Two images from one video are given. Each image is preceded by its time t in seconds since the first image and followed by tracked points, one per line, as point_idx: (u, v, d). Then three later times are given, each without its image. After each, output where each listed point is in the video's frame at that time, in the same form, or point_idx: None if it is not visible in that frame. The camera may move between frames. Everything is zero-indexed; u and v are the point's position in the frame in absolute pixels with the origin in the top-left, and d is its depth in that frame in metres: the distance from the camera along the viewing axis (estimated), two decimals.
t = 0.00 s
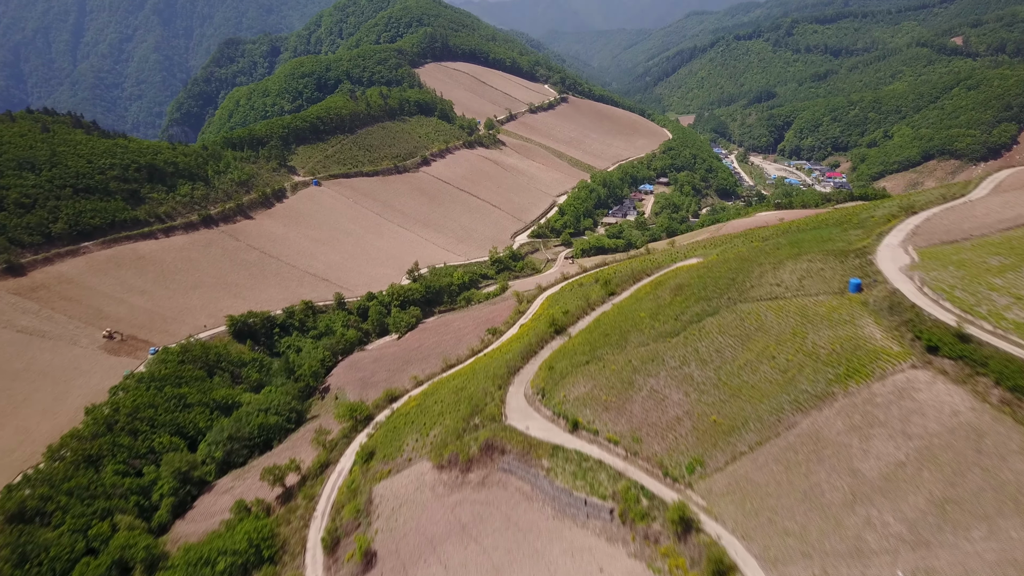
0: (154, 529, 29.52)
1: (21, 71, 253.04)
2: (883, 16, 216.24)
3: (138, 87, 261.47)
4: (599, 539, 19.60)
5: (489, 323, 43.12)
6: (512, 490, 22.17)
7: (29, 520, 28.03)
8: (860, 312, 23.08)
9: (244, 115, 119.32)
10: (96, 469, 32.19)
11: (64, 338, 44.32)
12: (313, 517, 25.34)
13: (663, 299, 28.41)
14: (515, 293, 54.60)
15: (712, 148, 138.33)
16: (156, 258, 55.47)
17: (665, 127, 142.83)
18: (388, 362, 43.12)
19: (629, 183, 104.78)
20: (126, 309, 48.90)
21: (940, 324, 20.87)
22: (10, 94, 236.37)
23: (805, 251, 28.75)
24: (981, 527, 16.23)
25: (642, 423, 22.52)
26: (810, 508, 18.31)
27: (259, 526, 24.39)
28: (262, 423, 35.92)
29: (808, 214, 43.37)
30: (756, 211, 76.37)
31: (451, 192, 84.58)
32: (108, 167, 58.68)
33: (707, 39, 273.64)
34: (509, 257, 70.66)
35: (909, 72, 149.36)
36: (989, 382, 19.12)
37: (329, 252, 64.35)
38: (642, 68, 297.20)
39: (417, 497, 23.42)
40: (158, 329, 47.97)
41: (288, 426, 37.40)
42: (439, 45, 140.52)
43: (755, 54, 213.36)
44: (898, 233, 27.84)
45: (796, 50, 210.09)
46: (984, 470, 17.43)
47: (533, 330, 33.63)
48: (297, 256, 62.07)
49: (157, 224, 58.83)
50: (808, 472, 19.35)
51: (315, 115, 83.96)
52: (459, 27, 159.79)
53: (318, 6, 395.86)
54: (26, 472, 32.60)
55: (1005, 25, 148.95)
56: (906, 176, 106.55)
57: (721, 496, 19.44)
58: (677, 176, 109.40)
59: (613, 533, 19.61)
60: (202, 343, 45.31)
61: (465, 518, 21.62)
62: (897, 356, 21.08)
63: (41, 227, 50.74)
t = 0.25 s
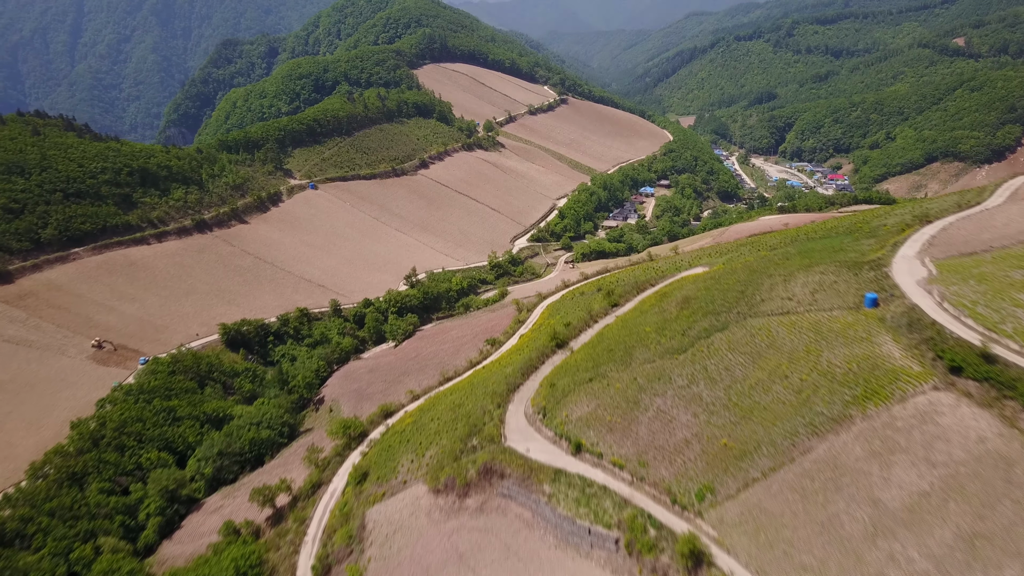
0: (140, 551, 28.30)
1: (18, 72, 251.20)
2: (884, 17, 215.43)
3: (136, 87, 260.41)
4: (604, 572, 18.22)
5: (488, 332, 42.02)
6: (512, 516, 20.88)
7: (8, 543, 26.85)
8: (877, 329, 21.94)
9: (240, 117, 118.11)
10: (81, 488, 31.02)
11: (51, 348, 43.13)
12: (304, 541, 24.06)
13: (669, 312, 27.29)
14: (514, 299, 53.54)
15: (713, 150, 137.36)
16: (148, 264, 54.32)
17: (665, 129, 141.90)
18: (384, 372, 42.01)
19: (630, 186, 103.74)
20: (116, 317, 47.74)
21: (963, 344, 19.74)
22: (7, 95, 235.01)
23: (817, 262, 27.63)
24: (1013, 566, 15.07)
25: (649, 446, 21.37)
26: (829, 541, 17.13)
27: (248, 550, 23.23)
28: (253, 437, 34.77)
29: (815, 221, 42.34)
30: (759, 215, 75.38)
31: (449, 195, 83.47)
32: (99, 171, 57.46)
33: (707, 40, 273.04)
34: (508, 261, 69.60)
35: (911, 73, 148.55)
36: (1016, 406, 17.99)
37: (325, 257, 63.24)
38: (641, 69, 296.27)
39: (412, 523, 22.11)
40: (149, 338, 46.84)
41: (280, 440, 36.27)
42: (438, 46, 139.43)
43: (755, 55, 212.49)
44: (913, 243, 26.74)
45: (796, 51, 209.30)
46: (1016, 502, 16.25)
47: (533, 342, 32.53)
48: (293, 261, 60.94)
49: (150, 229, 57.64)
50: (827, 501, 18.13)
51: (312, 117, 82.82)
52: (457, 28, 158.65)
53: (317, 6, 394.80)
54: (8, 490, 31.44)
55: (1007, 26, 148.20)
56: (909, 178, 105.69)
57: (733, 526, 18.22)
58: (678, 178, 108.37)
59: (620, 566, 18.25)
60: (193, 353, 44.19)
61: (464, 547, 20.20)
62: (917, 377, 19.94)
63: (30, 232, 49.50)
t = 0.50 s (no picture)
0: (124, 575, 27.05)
1: (17, 73, 249.78)
2: (885, 18, 214.47)
3: (134, 88, 259.48)
4: None
5: (487, 342, 40.90)
6: (512, 545, 19.16)
7: None
8: (896, 348, 20.83)
9: (238, 119, 117.06)
10: (64, 507, 29.79)
11: (39, 358, 42.00)
12: (294, 569, 22.78)
13: (676, 328, 26.21)
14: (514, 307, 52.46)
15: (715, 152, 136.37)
16: (140, 271, 53.17)
17: (666, 131, 140.86)
18: (380, 383, 40.87)
19: (631, 188, 102.64)
20: (106, 326, 46.60)
21: (990, 365, 18.55)
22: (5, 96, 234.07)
23: (829, 274, 26.57)
24: None
25: (656, 471, 20.13)
26: None
27: None
28: (244, 453, 33.61)
29: (823, 228, 41.36)
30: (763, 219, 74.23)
31: (448, 199, 82.40)
32: (91, 175, 56.31)
33: (708, 41, 272.27)
34: (508, 266, 68.49)
35: (914, 74, 147.57)
36: None
37: (321, 263, 62.14)
38: (642, 70, 295.53)
39: (406, 552, 20.45)
40: (139, 347, 45.69)
41: (273, 455, 35.11)
42: (437, 47, 138.43)
43: (757, 56, 211.58)
44: (930, 255, 25.66)
45: (797, 52, 208.37)
46: None
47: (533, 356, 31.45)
48: (288, 267, 59.84)
49: (142, 235, 56.49)
50: (848, 534, 16.61)
51: (309, 119, 81.76)
52: (457, 29, 157.64)
53: (316, 7, 394.08)
54: None
55: (1010, 27, 147.21)
56: (912, 181, 104.64)
57: (747, 561, 16.74)
58: (680, 181, 107.31)
59: None
60: (185, 363, 43.11)
61: None
62: (941, 401, 18.73)
63: (19, 239, 48.37)
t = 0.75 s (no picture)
0: None
1: (14, 72, 247.77)
2: (886, 18, 213.52)
3: (132, 88, 258.06)
4: None
5: (486, 351, 39.78)
6: None
7: None
8: (915, 368, 19.73)
9: (234, 119, 115.88)
10: (47, 526, 28.64)
11: (25, 368, 40.88)
12: None
13: (682, 342, 25.14)
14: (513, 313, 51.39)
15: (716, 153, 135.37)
16: (132, 276, 52.04)
17: (667, 132, 139.86)
18: (376, 394, 39.83)
19: (631, 190, 101.56)
20: (95, 333, 45.48)
21: (1017, 388, 17.42)
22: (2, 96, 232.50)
23: (841, 286, 25.55)
24: None
25: (663, 498, 18.91)
26: None
27: None
28: (234, 468, 32.58)
29: (830, 235, 40.50)
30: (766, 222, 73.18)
31: (446, 201, 81.33)
32: (82, 178, 55.15)
33: (707, 41, 271.39)
34: (507, 270, 67.41)
35: (916, 75, 146.59)
36: None
37: (317, 267, 61.00)
38: (642, 70, 294.61)
39: None
40: (129, 355, 44.57)
41: (264, 470, 34.08)
42: (436, 47, 137.32)
43: (757, 57, 210.56)
44: (946, 267, 24.64)
45: (798, 53, 207.38)
46: None
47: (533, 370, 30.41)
48: (284, 272, 58.74)
49: (134, 239, 55.36)
50: (870, 570, 15.13)
51: (305, 120, 80.66)
52: (456, 28, 156.48)
53: (315, 6, 392.61)
54: None
55: (1013, 28, 146.29)
56: (915, 183, 103.68)
57: None
58: (681, 183, 106.27)
59: None
60: (176, 372, 42.06)
61: None
62: (965, 426, 17.50)
63: (6, 243, 47.21)
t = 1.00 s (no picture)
0: None
1: (11, 72, 246.19)
2: (887, 19, 212.64)
3: (131, 88, 256.85)
4: None
5: (484, 361, 38.72)
6: None
7: None
8: (936, 390, 18.58)
9: (231, 121, 114.74)
10: (28, 547, 27.42)
11: (10, 378, 39.74)
12: None
13: (688, 359, 24.02)
14: (512, 320, 50.31)
15: (716, 155, 134.42)
16: (122, 282, 50.93)
17: (667, 133, 138.89)
18: (371, 405, 38.73)
19: (631, 193, 100.51)
20: (84, 342, 44.36)
21: None
22: None
23: (854, 299, 24.50)
24: None
25: (668, 527, 17.59)
26: None
27: None
28: (223, 484, 31.47)
29: (836, 243, 39.60)
30: (769, 226, 72.14)
31: (445, 204, 80.26)
32: (72, 182, 54.00)
33: (708, 42, 270.53)
34: (506, 274, 66.35)
35: (918, 76, 145.66)
36: None
37: (312, 272, 59.91)
38: (642, 71, 293.80)
39: None
40: (118, 364, 43.42)
41: (254, 485, 32.94)
42: (434, 48, 136.23)
43: (758, 58, 209.63)
44: (964, 280, 23.60)
45: (799, 53, 206.49)
46: None
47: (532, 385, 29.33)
48: (278, 278, 57.65)
49: (125, 244, 54.22)
50: None
51: (302, 122, 79.62)
52: (455, 29, 155.43)
53: (314, 6, 391.34)
54: None
55: (1015, 29, 145.39)
56: (918, 186, 102.70)
57: None
58: (681, 185, 105.24)
59: None
60: (166, 382, 40.99)
61: None
62: (991, 453, 16.16)
63: None
